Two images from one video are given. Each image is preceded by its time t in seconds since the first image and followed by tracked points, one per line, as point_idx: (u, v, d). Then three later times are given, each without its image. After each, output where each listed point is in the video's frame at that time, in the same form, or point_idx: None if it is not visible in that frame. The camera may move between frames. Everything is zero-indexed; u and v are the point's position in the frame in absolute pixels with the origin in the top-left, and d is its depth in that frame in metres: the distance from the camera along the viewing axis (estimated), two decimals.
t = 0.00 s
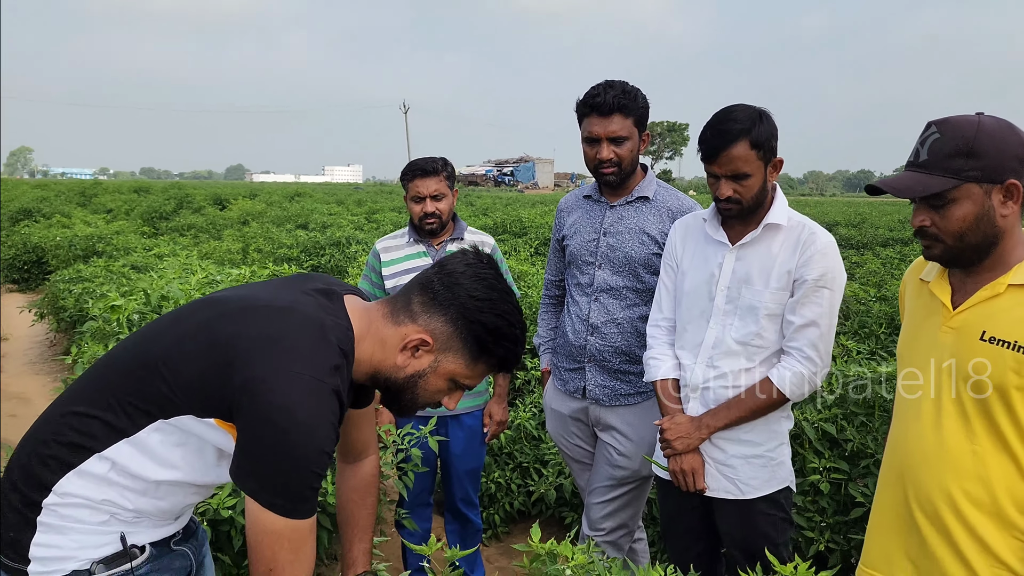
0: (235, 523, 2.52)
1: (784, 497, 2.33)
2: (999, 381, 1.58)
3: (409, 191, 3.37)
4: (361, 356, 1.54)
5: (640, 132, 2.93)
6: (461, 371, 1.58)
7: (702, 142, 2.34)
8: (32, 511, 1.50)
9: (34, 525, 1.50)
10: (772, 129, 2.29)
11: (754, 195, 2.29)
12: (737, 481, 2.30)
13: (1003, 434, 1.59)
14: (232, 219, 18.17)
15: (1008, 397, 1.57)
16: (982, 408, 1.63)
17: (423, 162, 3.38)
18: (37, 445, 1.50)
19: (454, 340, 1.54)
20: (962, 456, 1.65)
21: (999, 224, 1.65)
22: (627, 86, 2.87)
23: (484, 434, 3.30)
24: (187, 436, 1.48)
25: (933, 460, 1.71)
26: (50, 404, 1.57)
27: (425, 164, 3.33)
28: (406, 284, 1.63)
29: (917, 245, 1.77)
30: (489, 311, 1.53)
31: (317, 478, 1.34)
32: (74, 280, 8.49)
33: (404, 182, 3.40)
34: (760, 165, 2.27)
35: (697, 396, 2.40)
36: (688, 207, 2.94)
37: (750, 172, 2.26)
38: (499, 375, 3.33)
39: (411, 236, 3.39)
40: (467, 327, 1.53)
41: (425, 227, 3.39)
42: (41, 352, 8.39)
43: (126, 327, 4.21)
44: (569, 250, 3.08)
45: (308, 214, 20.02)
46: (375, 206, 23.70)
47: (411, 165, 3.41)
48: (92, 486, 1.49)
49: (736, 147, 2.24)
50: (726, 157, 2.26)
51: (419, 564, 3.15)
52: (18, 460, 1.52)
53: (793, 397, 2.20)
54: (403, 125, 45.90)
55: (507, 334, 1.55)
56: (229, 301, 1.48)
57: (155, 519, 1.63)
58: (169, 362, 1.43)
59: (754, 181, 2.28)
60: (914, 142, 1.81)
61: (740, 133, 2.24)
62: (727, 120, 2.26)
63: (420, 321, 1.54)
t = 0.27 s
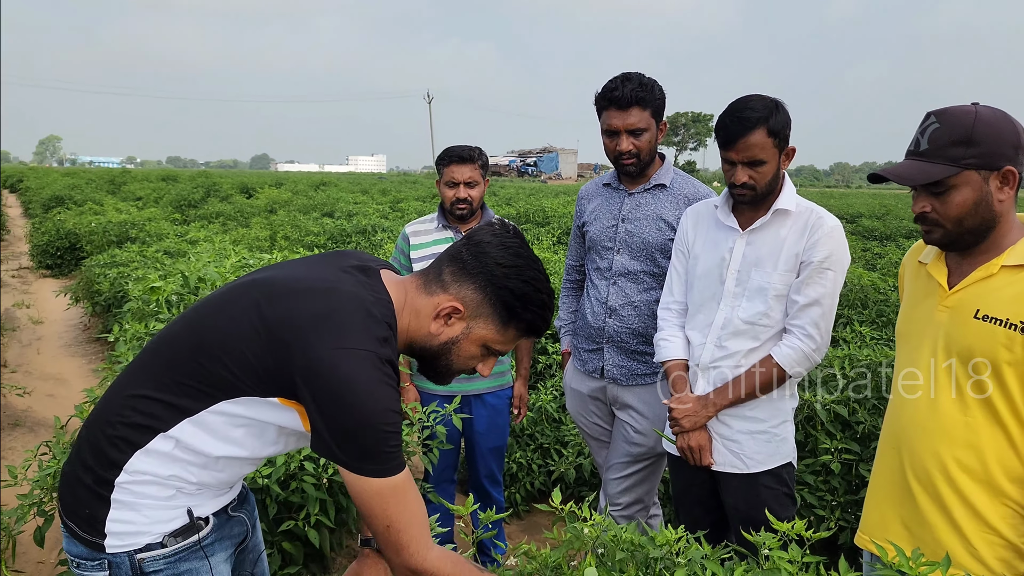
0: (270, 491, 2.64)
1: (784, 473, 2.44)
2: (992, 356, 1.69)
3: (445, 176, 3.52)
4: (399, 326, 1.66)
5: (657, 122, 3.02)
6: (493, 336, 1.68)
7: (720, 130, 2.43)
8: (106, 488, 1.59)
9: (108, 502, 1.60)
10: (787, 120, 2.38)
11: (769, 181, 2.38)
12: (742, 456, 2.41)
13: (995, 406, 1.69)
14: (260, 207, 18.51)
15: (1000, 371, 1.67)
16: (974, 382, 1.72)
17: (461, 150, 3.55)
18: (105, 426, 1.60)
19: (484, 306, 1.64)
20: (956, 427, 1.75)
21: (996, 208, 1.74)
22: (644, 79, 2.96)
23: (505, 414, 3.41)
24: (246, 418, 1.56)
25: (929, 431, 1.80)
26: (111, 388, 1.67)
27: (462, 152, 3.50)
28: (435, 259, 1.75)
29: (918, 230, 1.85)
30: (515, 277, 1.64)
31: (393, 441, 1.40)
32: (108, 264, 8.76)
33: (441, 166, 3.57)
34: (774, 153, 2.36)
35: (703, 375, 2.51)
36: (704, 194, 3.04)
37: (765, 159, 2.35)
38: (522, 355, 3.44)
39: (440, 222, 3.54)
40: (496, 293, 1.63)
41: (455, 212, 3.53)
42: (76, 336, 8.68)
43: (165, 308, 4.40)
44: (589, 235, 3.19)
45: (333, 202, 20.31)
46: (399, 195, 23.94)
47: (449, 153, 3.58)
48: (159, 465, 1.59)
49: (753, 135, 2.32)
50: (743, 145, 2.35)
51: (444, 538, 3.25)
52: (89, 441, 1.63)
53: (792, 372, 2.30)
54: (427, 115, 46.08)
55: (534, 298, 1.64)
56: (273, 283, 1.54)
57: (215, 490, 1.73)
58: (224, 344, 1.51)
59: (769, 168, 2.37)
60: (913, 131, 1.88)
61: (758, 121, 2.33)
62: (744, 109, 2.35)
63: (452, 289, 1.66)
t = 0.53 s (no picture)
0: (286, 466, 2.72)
1: (790, 457, 2.49)
2: (982, 338, 1.74)
3: (465, 165, 3.58)
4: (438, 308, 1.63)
5: (663, 114, 3.06)
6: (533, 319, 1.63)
7: (727, 122, 2.47)
8: (155, 481, 1.54)
9: (156, 494, 1.54)
10: (795, 110, 2.42)
11: (776, 170, 2.42)
12: (751, 440, 2.46)
13: (985, 385, 1.73)
14: (275, 199, 18.67)
15: (990, 352, 1.72)
16: (966, 363, 1.78)
17: (481, 141, 3.62)
18: (148, 418, 1.54)
19: (524, 289, 1.59)
20: (949, 407, 1.80)
21: (991, 193, 1.78)
22: (651, 72, 3.00)
23: (515, 399, 3.46)
24: (293, 404, 1.51)
25: (924, 410, 1.86)
26: (146, 378, 1.60)
27: (483, 142, 3.58)
28: (472, 240, 1.70)
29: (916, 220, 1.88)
30: (555, 259, 1.58)
31: (445, 428, 1.40)
32: (127, 254, 8.92)
33: (462, 156, 3.64)
34: (783, 141, 2.40)
35: (713, 359, 2.55)
36: (709, 184, 3.07)
37: (774, 147, 2.39)
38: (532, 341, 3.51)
39: (456, 210, 3.61)
40: (536, 275, 1.58)
41: (472, 200, 3.59)
42: (96, 325, 8.85)
43: (185, 295, 4.50)
44: (596, 224, 3.23)
45: (348, 195, 20.45)
46: (413, 188, 24.04)
47: (470, 143, 3.65)
48: (206, 454, 1.53)
49: (763, 124, 2.36)
50: (753, 133, 2.39)
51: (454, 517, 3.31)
52: (131, 432, 1.56)
53: (800, 357, 2.35)
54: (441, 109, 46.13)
55: (574, 281, 1.59)
56: (314, 270, 1.49)
57: (259, 480, 1.68)
58: (270, 335, 1.46)
59: (777, 156, 2.41)
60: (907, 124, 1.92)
61: (767, 110, 2.36)
62: (752, 99, 2.39)
63: (492, 271, 1.61)
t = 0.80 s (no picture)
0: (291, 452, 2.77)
1: (799, 445, 2.50)
2: (966, 324, 1.75)
3: (471, 157, 3.60)
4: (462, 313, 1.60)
5: (660, 106, 3.06)
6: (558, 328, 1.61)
7: (732, 107, 2.46)
8: (176, 471, 1.55)
9: (176, 485, 1.55)
10: (797, 99, 2.42)
11: (780, 158, 2.43)
12: (759, 428, 2.47)
13: (968, 368, 1.74)
14: (283, 195, 18.76)
15: (974, 337, 1.73)
16: (952, 347, 1.78)
17: (486, 133, 3.62)
18: (169, 408, 1.55)
19: (550, 299, 1.57)
20: (934, 390, 1.81)
21: (976, 182, 1.77)
22: (647, 65, 3.00)
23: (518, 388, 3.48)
24: (313, 397, 1.52)
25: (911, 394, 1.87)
26: (166, 367, 1.61)
27: (489, 135, 3.57)
28: (500, 242, 1.66)
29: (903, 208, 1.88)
30: (584, 272, 1.54)
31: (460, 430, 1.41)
32: (136, 247, 9.01)
33: (467, 148, 3.65)
34: (787, 129, 2.41)
35: (721, 349, 2.56)
36: (704, 175, 3.08)
37: (778, 135, 2.40)
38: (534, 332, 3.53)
39: (459, 201, 3.63)
40: (563, 286, 1.55)
41: (474, 193, 3.60)
42: (105, 318, 8.95)
43: (192, 286, 4.55)
44: (594, 216, 3.23)
45: (355, 191, 20.52)
46: (420, 184, 24.09)
47: (476, 136, 3.66)
48: (226, 445, 1.55)
49: (767, 111, 2.36)
50: (757, 120, 2.39)
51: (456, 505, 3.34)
52: (152, 422, 1.57)
53: (809, 344, 2.37)
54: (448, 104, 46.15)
55: (601, 292, 1.56)
56: (340, 267, 1.51)
57: (275, 471, 1.69)
58: (295, 330, 1.47)
59: (780, 144, 2.42)
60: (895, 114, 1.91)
61: (770, 98, 2.37)
62: (756, 87, 2.39)
63: (519, 279, 1.58)
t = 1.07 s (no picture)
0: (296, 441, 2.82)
1: (805, 437, 2.53)
2: (949, 315, 1.77)
3: (474, 155, 3.65)
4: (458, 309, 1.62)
5: (658, 101, 3.11)
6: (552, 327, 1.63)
7: (731, 106, 2.49)
8: (178, 458, 1.60)
9: (179, 472, 1.60)
10: (796, 95, 2.45)
11: (781, 154, 2.45)
12: (765, 421, 2.50)
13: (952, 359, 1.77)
14: (293, 193, 18.88)
15: (957, 328, 1.76)
16: (937, 338, 1.81)
17: (490, 131, 3.67)
18: (172, 396, 1.60)
19: (546, 298, 1.58)
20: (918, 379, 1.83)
21: (960, 178, 1.80)
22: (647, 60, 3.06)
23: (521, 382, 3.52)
24: (308, 388, 1.56)
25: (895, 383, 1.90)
26: (171, 355, 1.67)
27: (492, 133, 3.63)
28: (498, 241, 1.67)
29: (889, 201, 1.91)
30: (579, 273, 1.55)
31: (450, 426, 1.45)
32: (148, 244, 9.12)
33: (470, 146, 3.68)
34: (786, 126, 2.43)
35: (727, 343, 2.59)
36: (700, 170, 3.09)
37: (776, 132, 2.42)
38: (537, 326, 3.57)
39: (464, 198, 3.66)
40: (558, 287, 1.56)
41: (479, 189, 3.64)
42: (118, 314, 9.07)
43: (202, 281, 4.62)
44: (592, 212, 3.25)
45: (365, 190, 20.63)
46: (429, 183, 24.16)
47: (479, 134, 3.70)
48: (226, 432, 1.59)
49: (765, 109, 2.39)
50: (756, 118, 2.41)
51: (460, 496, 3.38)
52: (156, 410, 1.62)
53: (812, 337, 2.38)
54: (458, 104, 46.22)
55: (596, 293, 1.57)
56: (339, 262, 1.55)
57: (276, 457, 1.73)
58: (293, 323, 1.51)
59: (780, 141, 2.44)
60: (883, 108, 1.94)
61: (768, 95, 2.40)
62: (753, 85, 2.41)
63: (516, 278, 1.59)
